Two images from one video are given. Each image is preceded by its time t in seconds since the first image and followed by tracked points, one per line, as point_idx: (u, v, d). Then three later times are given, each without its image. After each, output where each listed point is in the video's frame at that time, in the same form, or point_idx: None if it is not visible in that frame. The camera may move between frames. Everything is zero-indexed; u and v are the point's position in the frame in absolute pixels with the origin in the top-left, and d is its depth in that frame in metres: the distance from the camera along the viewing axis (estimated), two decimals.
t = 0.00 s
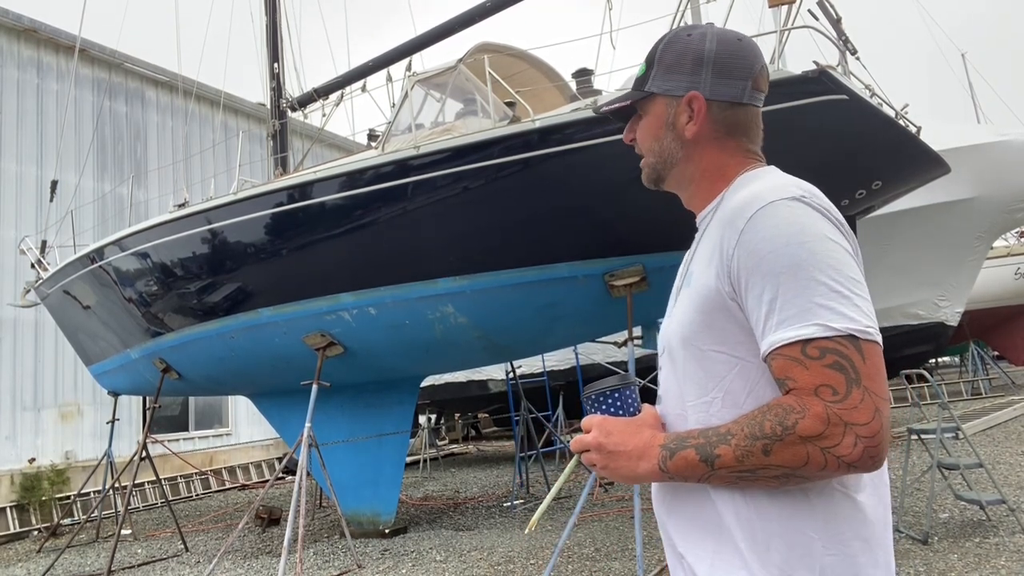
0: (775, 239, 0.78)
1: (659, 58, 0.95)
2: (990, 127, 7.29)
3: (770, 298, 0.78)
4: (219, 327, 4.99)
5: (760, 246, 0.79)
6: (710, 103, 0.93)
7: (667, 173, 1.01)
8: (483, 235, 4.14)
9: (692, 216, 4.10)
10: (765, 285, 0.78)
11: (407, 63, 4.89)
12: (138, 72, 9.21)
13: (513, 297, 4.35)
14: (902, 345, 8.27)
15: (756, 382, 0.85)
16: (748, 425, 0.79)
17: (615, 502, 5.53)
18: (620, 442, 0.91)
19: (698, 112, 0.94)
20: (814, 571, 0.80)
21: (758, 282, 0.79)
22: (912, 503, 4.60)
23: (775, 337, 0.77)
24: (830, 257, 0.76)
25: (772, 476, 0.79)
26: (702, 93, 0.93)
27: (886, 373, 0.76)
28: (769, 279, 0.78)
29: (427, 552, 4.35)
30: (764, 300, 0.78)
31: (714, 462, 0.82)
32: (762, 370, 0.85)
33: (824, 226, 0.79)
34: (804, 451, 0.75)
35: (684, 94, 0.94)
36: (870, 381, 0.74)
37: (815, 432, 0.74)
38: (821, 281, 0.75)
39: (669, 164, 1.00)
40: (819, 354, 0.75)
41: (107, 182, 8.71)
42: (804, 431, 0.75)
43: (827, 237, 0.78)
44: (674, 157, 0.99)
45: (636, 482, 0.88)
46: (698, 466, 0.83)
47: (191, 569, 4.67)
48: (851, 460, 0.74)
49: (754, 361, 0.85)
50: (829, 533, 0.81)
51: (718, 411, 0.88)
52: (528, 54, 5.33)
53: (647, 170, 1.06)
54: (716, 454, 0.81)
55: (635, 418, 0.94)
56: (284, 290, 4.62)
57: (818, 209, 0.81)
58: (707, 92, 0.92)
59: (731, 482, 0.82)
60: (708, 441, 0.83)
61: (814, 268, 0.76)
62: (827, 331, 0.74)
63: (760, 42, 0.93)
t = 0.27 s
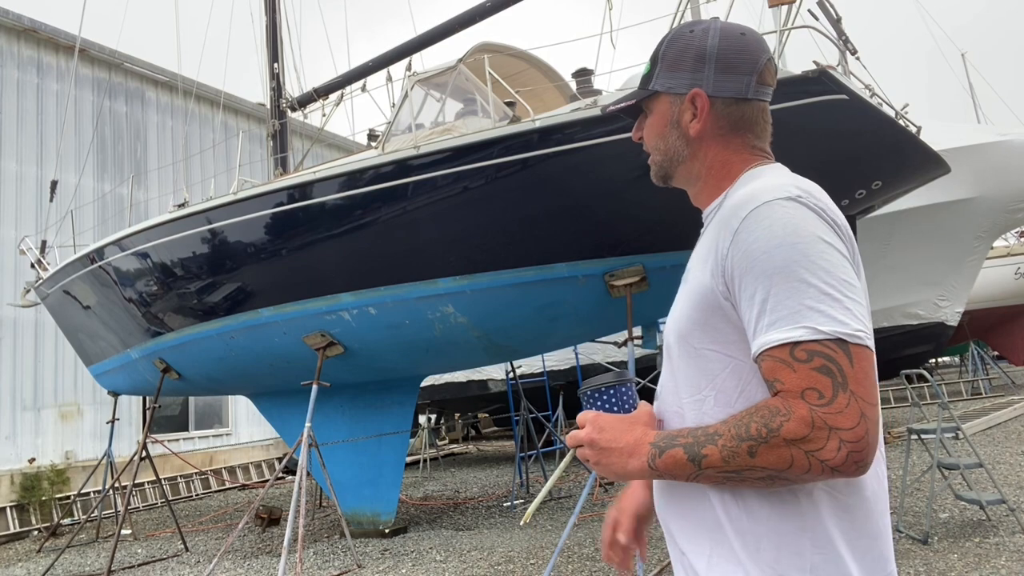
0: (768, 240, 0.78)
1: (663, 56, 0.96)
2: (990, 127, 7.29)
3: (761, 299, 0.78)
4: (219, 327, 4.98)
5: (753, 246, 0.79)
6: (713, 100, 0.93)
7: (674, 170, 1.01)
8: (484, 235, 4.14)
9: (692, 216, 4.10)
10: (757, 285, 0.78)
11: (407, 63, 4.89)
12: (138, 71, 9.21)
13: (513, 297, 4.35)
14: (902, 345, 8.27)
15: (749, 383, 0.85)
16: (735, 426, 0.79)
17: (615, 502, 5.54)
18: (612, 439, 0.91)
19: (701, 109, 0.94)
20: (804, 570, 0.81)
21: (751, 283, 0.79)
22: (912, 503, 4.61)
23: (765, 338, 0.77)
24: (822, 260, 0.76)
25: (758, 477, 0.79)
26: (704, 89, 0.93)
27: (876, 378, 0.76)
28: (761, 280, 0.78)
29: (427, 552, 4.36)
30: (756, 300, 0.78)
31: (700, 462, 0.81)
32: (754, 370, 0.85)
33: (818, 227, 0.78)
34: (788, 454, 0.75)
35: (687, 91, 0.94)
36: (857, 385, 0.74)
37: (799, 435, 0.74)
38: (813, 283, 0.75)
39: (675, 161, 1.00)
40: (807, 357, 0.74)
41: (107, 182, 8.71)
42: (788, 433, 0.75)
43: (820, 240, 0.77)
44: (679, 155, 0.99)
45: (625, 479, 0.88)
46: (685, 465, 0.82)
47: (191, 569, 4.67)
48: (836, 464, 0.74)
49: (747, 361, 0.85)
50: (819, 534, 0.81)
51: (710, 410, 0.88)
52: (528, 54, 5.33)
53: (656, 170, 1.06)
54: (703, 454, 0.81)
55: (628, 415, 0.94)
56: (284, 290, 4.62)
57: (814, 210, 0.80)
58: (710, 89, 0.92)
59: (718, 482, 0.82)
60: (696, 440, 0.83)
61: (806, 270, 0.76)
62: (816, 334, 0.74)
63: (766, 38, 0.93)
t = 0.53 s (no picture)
0: (781, 246, 0.78)
1: (669, 54, 0.95)
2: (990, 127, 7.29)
3: (772, 305, 0.77)
4: (219, 327, 4.98)
5: (766, 252, 0.79)
6: (723, 97, 0.92)
7: (684, 169, 1.01)
8: (484, 235, 4.14)
9: (692, 216, 4.10)
10: (768, 291, 0.78)
11: (407, 63, 4.89)
12: (138, 72, 9.21)
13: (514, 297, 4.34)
14: (902, 345, 8.28)
15: (755, 385, 0.85)
16: (742, 431, 0.79)
17: (615, 502, 5.54)
18: (615, 438, 0.90)
19: (710, 107, 0.94)
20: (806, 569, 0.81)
21: (762, 288, 0.78)
22: (912, 503, 4.61)
23: (775, 344, 0.77)
24: (835, 268, 0.76)
25: (763, 482, 0.79)
26: (713, 87, 0.92)
27: (885, 388, 0.76)
28: (773, 286, 0.77)
29: (427, 552, 4.35)
30: (766, 306, 0.78)
31: (705, 465, 0.81)
32: (761, 373, 0.85)
33: (831, 234, 0.78)
34: (793, 461, 0.76)
35: (696, 89, 0.93)
36: (866, 395, 0.74)
37: (806, 443, 0.74)
38: (825, 292, 0.75)
39: (685, 160, 0.99)
40: (816, 365, 0.74)
41: (107, 182, 8.71)
42: (795, 441, 0.75)
43: (833, 247, 0.77)
44: (690, 153, 0.99)
45: (629, 479, 0.88)
46: (690, 468, 0.82)
47: (191, 569, 4.67)
48: (841, 474, 0.74)
49: (755, 364, 0.85)
50: (821, 535, 0.81)
51: (715, 411, 0.89)
52: (528, 54, 5.33)
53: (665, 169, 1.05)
54: (708, 457, 0.81)
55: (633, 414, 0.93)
56: (284, 290, 4.62)
57: (828, 216, 0.79)
58: (720, 86, 0.92)
59: (723, 484, 0.82)
60: (702, 443, 0.83)
61: (818, 277, 0.75)
62: (826, 343, 0.74)
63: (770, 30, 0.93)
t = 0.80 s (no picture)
0: (820, 252, 0.78)
1: (704, 43, 0.92)
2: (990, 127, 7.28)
3: (808, 312, 0.78)
4: (219, 327, 4.98)
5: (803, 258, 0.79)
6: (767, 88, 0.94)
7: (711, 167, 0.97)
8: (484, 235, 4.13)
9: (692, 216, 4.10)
10: (805, 298, 0.78)
11: (407, 63, 4.89)
12: (138, 71, 9.20)
13: (514, 297, 4.34)
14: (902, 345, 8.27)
15: (777, 389, 0.86)
16: (776, 439, 0.79)
17: (615, 501, 5.54)
18: (636, 445, 0.89)
19: (756, 97, 0.93)
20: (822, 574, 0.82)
21: (798, 294, 0.79)
22: (912, 503, 4.60)
23: (813, 352, 0.77)
24: (874, 276, 0.76)
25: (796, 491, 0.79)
26: (760, 77, 0.93)
27: (919, 396, 0.77)
28: (810, 292, 0.78)
29: (427, 552, 4.35)
30: (802, 312, 0.78)
31: (736, 473, 0.81)
32: (784, 377, 0.86)
33: (867, 242, 0.79)
34: (833, 470, 0.75)
35: (744, 79, 0.92)
36: (905, 404, 0.75)
37: (848, 453, 0.74)
38: (865, 299, 0.75)
39: (721, 155, 0.96)
40: (856, 373, 0.75)
41: (107, 182, 8.71)
42: (836, 450, 0.75)
43: (871, 254, 0.78)
44: (724, 149, 0.96)
45: (650, 486, 0.87)
46: (718, 476, 0.82)
47: (191, 569, 4.67)
48: (881, 482, 0.75)
49: (779, 368, 0.86)
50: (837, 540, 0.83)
51: (735, 416, 0.90)
52: (528, 54, 5.33)
53: (677, 172, 0.99)
54: (739, 466, 0.81)
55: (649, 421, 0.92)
56: (285, 290, 4.62)
57: (862, 224, 0.80)
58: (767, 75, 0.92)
59: (750, 492, 0.82)
60: (730, 450, 0.82)
61: (857, 285, 0.76)
62: (867, 352, 0.75)
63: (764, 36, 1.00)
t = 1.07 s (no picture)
0: (845, 253, 0.78)
1: (733, 33, 0.94)
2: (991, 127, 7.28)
3: (833, 312, 0.78)
4: (219, 327, 4.98)
5: (827, 259, 0.79)
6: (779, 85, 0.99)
7: (745, 155, 0.96)
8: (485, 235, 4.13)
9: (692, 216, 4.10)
10: (830, 298, 0.78)
11: (407, 63, 4.89)
12: (138, 72, 9.20)
13: (513, 297, 4.34)
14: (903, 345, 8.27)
15: (791, 389, 0.87)
16: (802, 441, 0.78)
17: (615, 502, 5.54)
18: (649, 448, 0.88)
19: (773, 91, 0.98)
20: None
21: (822, 294, 0.79)
22: (912, 503, 4.61)
23: (840, 352, 0.77)
24: (898, 276, 0.77)
25: (821, 492, 0.79)
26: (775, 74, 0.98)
27: (941, 395, 0.77)
28: (834, 292, 0.78)
29: (427, 552, 4.36)
30: (826, 312, 0.78)
31: (759, 475, 0.80)
32: (797, 377, 0.87)
33: (889, 242, 0.79)
34: (862, 470, 0.75)
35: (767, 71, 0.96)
36: (932, 403, 0.75)
37: (878, 453, 0.74)
38: (891, 299, 0.75)
39: (756, 141, 0.96)
40: (884, 373, 0.75)
41: (107, 182, 8.71)
42: (866, 450, 0.74)
43: (895, 255, 0.78)
44: (759, 136, 0.96)
45: (665, 490, 0.86)
46: (740, 477, 0.81)
47: (191, 569, 4.67)
48: (910, 481, 0.74)
49: (793, 368, 0.87)
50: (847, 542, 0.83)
51: (747, 416, 0.90)
52: (528, 54, 5.33)
53: (717, 160, 0.95)
54: (763, 467, 0.80)
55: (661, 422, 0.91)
56: (285, 290, 4.62)
57: (882, 225, 0.81)
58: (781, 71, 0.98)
59: (770, 494, 0.82)
60: (752, 452, 0.82)
61: (883, 285, 0.76)
62: (895, 351, 0.75)
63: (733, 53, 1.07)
